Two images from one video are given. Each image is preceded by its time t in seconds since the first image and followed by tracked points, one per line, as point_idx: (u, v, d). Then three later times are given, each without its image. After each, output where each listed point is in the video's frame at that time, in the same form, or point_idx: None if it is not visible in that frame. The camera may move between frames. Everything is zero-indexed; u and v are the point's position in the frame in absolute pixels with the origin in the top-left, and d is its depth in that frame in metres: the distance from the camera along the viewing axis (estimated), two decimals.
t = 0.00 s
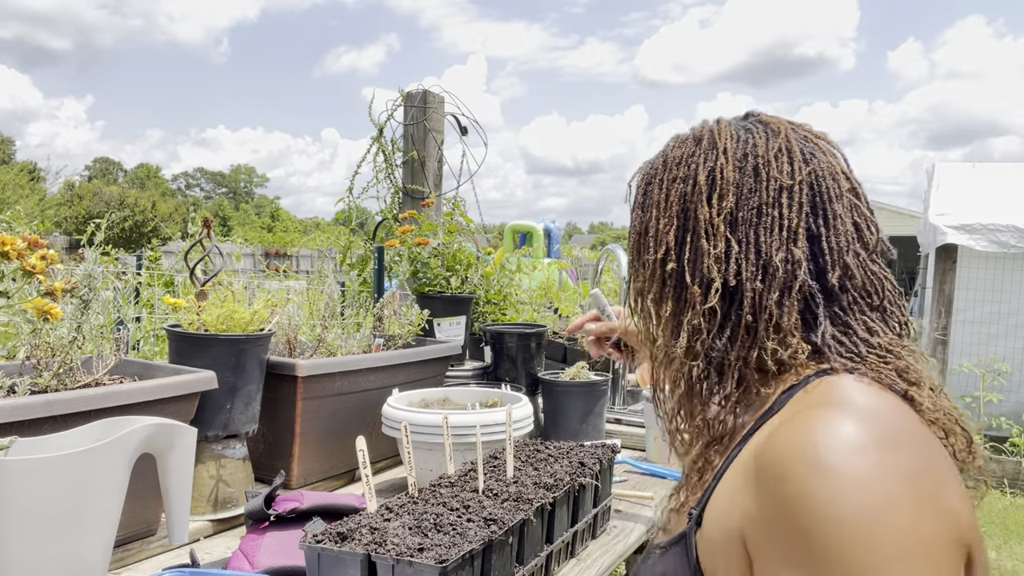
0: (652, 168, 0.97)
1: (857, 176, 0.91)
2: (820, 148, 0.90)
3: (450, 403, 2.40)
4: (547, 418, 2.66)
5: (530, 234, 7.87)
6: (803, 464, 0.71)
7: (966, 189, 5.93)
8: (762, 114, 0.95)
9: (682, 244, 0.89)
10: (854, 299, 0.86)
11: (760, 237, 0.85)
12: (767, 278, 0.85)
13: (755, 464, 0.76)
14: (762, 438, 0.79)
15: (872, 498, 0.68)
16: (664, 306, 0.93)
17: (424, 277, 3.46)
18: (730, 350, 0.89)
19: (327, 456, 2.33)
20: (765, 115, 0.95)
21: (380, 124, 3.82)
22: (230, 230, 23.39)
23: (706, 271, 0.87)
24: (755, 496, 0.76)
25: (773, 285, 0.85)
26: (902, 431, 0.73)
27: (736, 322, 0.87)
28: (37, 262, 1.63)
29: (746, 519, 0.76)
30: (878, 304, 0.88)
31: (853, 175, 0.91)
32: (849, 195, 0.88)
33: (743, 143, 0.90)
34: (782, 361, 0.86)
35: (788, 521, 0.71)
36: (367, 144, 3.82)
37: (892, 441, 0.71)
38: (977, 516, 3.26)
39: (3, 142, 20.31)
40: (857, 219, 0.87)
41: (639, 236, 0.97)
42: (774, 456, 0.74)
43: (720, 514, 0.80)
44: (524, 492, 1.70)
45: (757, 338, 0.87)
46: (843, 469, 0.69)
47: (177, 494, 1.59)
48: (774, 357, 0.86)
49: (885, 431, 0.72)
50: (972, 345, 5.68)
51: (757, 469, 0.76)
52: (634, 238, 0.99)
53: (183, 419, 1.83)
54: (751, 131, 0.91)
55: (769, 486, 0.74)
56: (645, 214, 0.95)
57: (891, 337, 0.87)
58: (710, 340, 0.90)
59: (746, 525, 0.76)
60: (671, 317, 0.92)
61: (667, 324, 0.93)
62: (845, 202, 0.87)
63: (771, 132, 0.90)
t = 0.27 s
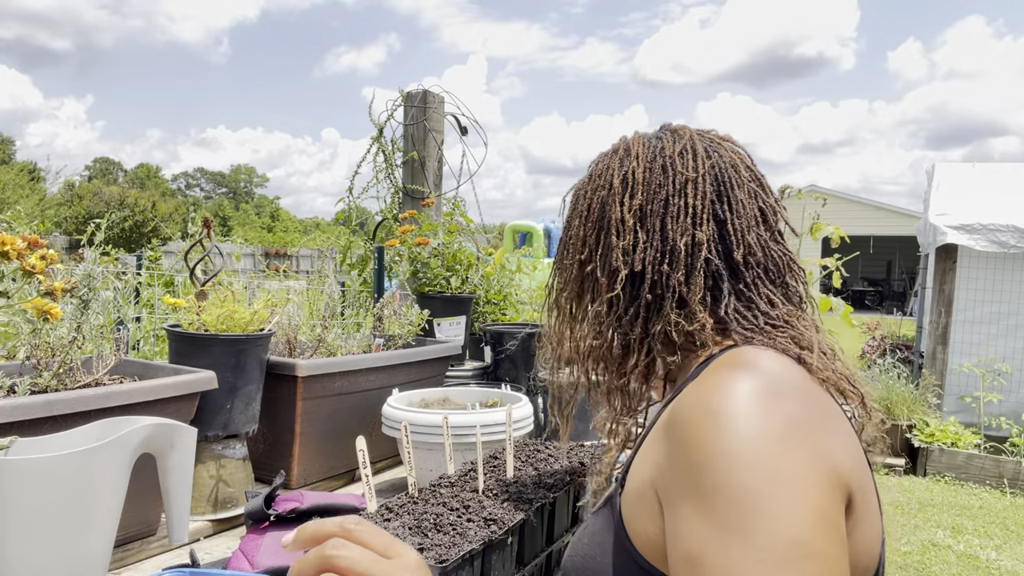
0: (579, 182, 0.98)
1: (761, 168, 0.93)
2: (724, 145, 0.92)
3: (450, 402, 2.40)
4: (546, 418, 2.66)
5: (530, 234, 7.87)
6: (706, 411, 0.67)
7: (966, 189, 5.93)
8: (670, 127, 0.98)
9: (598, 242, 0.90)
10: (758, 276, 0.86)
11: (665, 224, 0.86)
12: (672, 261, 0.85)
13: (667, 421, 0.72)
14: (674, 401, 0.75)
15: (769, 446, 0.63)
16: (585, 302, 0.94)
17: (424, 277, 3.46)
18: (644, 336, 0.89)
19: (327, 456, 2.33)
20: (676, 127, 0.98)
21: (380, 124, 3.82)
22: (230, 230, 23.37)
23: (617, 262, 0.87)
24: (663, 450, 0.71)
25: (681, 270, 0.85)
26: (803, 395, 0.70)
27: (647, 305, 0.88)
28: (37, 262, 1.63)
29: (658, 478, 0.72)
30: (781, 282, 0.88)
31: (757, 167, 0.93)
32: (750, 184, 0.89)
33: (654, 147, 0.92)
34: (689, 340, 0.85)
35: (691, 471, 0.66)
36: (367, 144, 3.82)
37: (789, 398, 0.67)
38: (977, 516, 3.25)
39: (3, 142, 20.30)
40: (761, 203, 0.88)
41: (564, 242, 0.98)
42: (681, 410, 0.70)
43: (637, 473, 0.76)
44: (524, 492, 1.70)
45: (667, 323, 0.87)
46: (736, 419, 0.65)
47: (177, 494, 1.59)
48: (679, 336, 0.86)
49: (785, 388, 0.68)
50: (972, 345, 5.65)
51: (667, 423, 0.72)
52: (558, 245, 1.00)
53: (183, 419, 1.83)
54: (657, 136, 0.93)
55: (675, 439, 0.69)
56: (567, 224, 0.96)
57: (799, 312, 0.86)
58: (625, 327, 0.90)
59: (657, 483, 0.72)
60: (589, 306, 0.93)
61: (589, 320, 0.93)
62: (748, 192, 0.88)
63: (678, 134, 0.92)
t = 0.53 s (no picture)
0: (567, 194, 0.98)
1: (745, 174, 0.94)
2: (708, 153, 0.93)
3: (450, 403, 2.40)
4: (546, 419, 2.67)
5: (530, 234, 7.87)
6: (702, 407, 0.68)
7: (966, 189, 5.93)
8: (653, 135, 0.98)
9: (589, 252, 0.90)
10: (746, 279, 0.88)
11: (656, 234, 0.86)
12: (662, 270, 0.86)
13: (664, 417, 0.74)
14: (668, 399, 0.77)
15: (761, 439, 0.64)
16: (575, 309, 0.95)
17: (424, 277, 3.46)
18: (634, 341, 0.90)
19: (327, 456, 2.33)
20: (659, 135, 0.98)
21: (380, 124, 3.82)
22: (230, 230, 23.36)
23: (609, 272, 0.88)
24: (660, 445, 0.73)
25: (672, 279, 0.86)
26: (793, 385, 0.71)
27: (638, 313, 0.89)
28: (37, 262, 1.63)
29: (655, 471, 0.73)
30: (768, 285, 0.89)
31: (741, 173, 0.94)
32: (737, 192, 0.90)
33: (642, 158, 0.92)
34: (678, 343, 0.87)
35: (685, 463, 0.68)
36: (367, 144, 3.82)
37: (781, 394, 0.69)
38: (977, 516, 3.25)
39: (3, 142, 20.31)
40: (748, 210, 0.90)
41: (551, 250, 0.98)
42: (678, 406, 0.72)
43: (632, 468, 0.78)
44: (524, 492, 1.70)
45: (656, 330, 0.88)
46: (728, 414, 0.66)
47: (177, 493, 1.59)
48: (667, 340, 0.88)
49: (777, 385, 0.69)
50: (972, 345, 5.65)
51: (664, 419, 0.74)
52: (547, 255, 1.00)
53: (183, 419, 1.83)
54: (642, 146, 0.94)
55: (672, 434, 0.71)
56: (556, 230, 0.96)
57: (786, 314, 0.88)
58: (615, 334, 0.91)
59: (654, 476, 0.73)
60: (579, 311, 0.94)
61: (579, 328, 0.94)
62: (735, 198, 0.89)
63: (664, 145, 0.93)
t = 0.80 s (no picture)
0: (620, 172, 0.95)
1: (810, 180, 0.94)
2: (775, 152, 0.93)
3: (450, 403, 2.40)
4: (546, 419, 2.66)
5: (530, 234, 7.88)
6: (766, 429, 0.67)
7: (966, 189, 5.93)
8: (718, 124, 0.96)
9: (660, 246, 0.88)
10: (812, 288, 0.87)
11: (734, 233, 0.85)
12: (738, 271, 0.85)
13: (723, 434, 0.72)
14: (729, 411, 0.75)
15: (830, 468, 0.62)
16: (637, 303, 0.92)
17: (423, 277, 3.46)
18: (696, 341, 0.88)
19: (327, 456, 2.33)
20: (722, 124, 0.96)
21: (380, 124, 3.82)
22: (230, 230, 23.37)
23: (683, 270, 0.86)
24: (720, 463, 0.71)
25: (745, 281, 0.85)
26: (859, 400, 0.70)
27: (705, 315, 0.87)
28: (37, 262, 1.63)
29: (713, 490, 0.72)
30: (827, 292, 0.90)
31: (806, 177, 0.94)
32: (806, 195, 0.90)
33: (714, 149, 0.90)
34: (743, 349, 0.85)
35: (751, 487, 0.66)
36: (367, 144, 3.82)
37: (850, 414, 0.67)
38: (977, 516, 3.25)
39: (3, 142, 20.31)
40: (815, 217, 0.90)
41: (605, 239, 0.95)
42: (740, 424, 0.70)
43: (687, 485, 0.76)
44: (524, 492, 1.70)
45: (724, 332, 0.87)
46: (797, 438, 0.64)
47: (177, 493, 1.59)
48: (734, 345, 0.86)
49: (845, 404, 0.67)
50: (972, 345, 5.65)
51: (724, 436, 0.72)
52: (600, 243, 0.97)
53: (183, 419, 1.83)
54: (713, 136, 0.91)
55: (734, 454, 0.69)
56: (617, 220, 0.93)
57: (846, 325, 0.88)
58: (679, 332, 0.89)
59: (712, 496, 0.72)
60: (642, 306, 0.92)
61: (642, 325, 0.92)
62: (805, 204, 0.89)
63: (736, 138, 0.91)
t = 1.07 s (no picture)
0: (711, 153, 0.97)
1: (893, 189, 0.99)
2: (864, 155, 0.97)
3: (450, 403, 2.40)
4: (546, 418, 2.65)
5: (530, 234, 7.88)
6: (832, 466, 0.71)
7: (966, 189, 5.92)
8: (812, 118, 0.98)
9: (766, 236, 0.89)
10: (901, 296, 0.91)
11: (841, 230, 0.88)
12: (846, 271, 0.87)
13: (787, 464, 0.77)
14: (798, 438, 0.79)
15: (896, 505, 0.67)
16: (734, 296, 0.92)
17: (423, 277, 3.46)
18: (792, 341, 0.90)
19: (327, 456, 2.33)
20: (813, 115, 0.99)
21: (380, 124, 3.82)
22: (230, 230, 23.37)
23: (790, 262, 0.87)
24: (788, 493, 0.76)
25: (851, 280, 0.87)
26: (931, 428, 0.73)
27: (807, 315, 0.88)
28: (37, 262, 1.63)
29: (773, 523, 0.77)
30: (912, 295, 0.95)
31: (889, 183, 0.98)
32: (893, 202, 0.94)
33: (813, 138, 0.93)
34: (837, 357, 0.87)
35: (813, 521, 0.71)
36: (367, 144, 3.82)
37: (923, 447, 0.71)
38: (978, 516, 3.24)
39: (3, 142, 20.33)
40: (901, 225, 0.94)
41: (693, 222, 0.96)
42: (805, 457, 0.74)
43: (750, 507, 0.81)
44: (525, 492, 1.70)
45: (828, 332, 0.88)
46: (872, 474, 0.69)
47: (177, 494, 1.59)
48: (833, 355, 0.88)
49: (917, 439, 0.71)
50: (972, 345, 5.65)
51: (788, 466, 0.76)
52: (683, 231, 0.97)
53: (183, 419, 1.83)
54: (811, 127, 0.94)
55: (796, 489, 0.74)
56: (714, 208, 0.93)
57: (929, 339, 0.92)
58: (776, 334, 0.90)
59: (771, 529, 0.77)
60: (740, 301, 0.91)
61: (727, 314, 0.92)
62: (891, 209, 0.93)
63: (832, 130, 0.95)
